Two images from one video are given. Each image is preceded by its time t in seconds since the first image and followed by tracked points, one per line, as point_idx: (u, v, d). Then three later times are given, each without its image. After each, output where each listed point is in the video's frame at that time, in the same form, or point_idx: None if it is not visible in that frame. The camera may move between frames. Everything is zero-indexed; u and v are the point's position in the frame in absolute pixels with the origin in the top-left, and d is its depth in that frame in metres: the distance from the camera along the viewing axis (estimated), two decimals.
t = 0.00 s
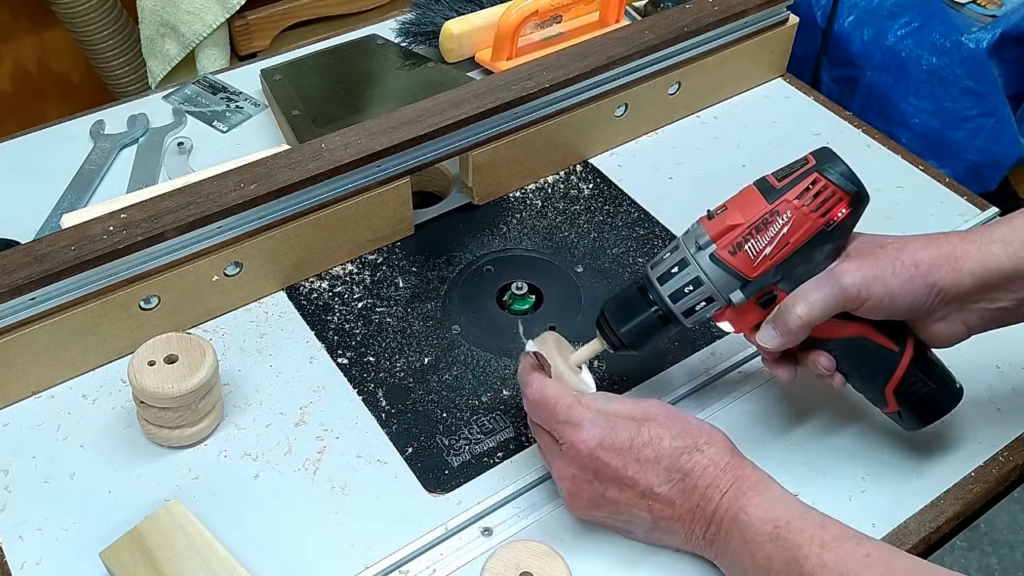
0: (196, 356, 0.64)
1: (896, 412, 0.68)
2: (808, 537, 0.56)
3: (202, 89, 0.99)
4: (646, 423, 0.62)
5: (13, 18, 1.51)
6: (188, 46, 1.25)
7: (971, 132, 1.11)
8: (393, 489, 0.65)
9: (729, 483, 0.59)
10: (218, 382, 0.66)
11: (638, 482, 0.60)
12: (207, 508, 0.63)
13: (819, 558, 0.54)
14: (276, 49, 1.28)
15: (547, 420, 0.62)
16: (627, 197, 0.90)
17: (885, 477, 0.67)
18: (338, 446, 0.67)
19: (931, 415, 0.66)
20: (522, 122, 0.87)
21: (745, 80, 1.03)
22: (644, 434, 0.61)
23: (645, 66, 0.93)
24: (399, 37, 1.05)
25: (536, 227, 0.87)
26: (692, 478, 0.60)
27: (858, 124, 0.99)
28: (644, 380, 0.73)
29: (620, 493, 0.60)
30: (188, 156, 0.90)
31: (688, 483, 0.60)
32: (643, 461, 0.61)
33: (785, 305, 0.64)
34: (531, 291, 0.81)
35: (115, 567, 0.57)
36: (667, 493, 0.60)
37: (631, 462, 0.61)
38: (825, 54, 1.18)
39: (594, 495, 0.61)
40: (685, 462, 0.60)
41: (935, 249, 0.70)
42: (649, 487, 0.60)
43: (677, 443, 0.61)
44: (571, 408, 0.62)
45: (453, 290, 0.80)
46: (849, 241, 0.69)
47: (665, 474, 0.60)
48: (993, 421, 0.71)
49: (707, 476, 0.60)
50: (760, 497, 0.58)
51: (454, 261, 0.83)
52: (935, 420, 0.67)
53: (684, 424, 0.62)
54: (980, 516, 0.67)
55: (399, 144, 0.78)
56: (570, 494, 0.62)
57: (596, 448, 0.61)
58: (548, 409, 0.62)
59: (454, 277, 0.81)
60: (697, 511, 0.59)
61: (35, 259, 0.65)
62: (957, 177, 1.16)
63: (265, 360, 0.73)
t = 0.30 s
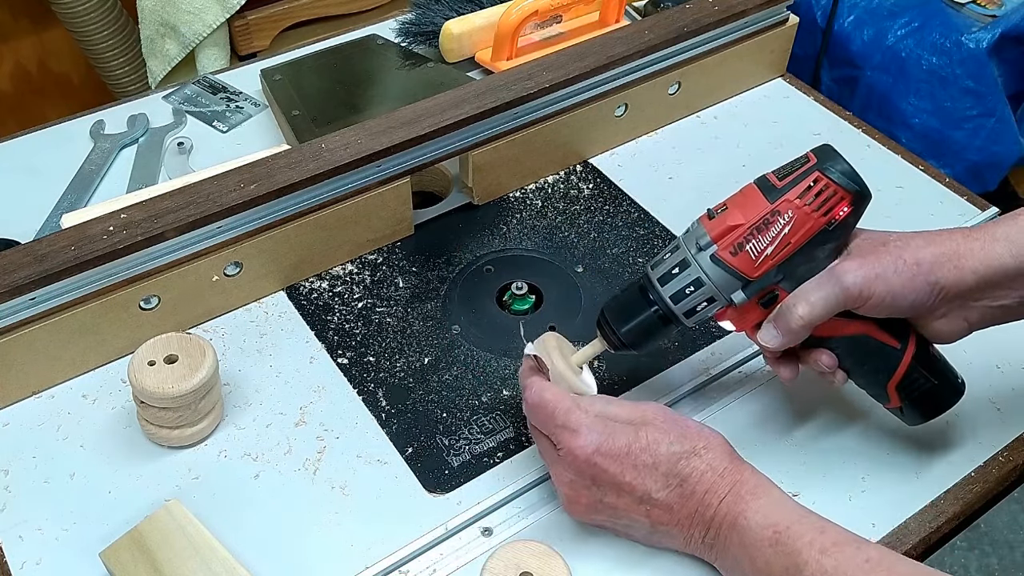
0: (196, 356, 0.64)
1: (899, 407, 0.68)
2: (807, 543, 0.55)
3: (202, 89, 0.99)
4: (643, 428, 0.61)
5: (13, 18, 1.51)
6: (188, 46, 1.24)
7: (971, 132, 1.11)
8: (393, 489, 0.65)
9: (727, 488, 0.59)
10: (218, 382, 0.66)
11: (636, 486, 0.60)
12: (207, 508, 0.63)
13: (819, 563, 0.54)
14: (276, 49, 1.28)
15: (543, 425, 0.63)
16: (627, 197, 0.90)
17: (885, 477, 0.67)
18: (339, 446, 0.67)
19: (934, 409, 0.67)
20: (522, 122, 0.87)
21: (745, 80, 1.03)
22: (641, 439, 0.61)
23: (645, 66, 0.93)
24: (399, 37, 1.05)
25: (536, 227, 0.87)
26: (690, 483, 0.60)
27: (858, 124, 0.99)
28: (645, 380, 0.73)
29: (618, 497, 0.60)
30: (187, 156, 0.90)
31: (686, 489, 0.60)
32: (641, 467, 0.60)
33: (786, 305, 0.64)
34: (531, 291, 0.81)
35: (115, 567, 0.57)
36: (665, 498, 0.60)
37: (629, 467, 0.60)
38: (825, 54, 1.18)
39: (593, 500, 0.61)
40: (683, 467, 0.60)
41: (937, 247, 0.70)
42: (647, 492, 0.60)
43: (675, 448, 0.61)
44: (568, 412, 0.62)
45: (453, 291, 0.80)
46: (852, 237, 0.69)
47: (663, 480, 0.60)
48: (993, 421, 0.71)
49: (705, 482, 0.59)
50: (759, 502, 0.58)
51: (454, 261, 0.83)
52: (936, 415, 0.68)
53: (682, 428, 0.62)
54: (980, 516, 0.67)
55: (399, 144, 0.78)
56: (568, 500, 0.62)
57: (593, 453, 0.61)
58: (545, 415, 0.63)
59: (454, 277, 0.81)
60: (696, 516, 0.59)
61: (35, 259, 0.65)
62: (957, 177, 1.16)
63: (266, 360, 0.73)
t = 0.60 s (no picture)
0: (196, 356, 0.64)
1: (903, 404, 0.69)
2: (804, 550, 0.55)
3: (202, 89, 0.99)
4: (639, 435, 0.61)
5: (12, 18, 1.51)
6: (188, 46, 1.24)
7: (971, 132, 1.11)
8: (393, 489, 0.65)
9: (723, 496, 0.59)
10: (218, 383, 0.66)
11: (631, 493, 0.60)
12: (207, 508, 0.63)
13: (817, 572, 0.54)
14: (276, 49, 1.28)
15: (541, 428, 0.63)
16: (626, 197, 0.90)
17: (884, 477, 0.67)
18: (339, 445, 0.67)
19: (940, 405, 0.68)
20: (522, 122, 0.87)
21: (745, 79, 1.03)
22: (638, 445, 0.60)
23: (645, 66, 0.93)
24: (399, 37, 1.05)
25: (536, 227, 0.87)
26: (686, 491, 0.59)
27: (858, 124, 0.99)
28: (645, 380, 0.73)
29: (613, 502, 0.60)
30: (187, 156, 0.90)
31: (681, 496, 0.59)
32: (635, 473, 0.60)
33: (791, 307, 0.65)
34: (531, 291, 0.81)
35: (115, 567, 0.57)
36: (661, 505, 0.59)
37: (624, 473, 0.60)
38: (825, 54, 1.18)
39: (588, 504, 0.61)
40: (678, 474, 0.60)
41: (944, 250, 0.70)
42: (642, 498, 0.60)
43: (671, 455, 0.60)
44: (563, 415, 0.62)
45: (453, 290, 0.80)
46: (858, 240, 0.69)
47: (658, 486, 0.60)
48: (993, 421, 0.71)
49: (700, 489, 0.59)
50: (755, 509, 0.58)
51: (454, 261, 0.83)
52: (941, 411, 0.69)
53: (679, 434, 0.61)
54: (980, 516, 0.67)
55: (399, 144, 0.78)
56: (565, 503, 0.62)
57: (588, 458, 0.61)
58: (542, 418, 0.63)
59: (454, 277, 0.81)
60: (691, 524, 0.59)
61: (35, 259, 0.65)
62: (957, 177, 1.16)
63: (265, 360, 0.73)
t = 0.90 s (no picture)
0: (196, 356, 0.64)
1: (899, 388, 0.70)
2: (805, 561, 0.55)
3: (202, 89, 0.99)
4: (635, 442, 0.61)
5: (12, 18, 1.51)
6: (188, 46, 1.25)
7: (971, 132, 1.11)
8: (393, 489, 0.65)
9: (719, 507, 0.59)
10: (218, 382, 0.66)
11: (627, 499, 0.59)
12: (207, 508, 0.63)
13: None
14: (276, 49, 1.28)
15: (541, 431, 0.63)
16: (627, 198, 0.90)
17: (884, 478, 0.67)
18: (339, 446, 0.67)
19: (937, 390, 0.69)
20: (522, 122, 0.87)
21: (745, 80, 1.03)
22: (631, 455, 0.60)
23: (645, 67, 0.93)
24: (399, 37, 1.05)
25: (536, 227, 0.87)
26: (681, 500, 0.59)
27: (858, 124, 0.99)
28: (644, 381, 0.73)
29: (607, 509, 0.60)
30: (187, 156, 0.90)
31: (676, 505, 0.59)
32: (629, 482, 0.60)
33: (790, 297, 0.65)
34: (531, 291, 0.81)
35: (114, 567, 0.57)
36: (655, 514, 0.59)
37: (617, 484, 0.60)
38: (825, 54, 1.18)
39: (584, 509, 0.61)
40: (674, 484, 0.59)
41: (945, 239, 0.69)
42: (638, 507, 0.59)
43: (667, 465, 0.60)
44: (564, 419, 0.62)
45: (453, 290, 0.80)
46: (859, 229, 0.68)
47: (653, 495, 0.59)
48: (993, 420, 0.71)
49: (695, 499, 0.59)
50: (752, 521, 0.58)
51: (454, 261, 0.83)
52: (938, 395, 0.70)
53: (675, 442, 0.61)
54: (980, 516, 0.67)
55: (399, 144, 0.78)
56: (561, 508, 0.62)
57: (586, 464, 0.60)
58: (542, 420, 0.63)
59: (454, 277, 0.81)
60: (687, 533, 0.59)
61: (35, 259, 0.65)
62: (957, 177, 1.16)
63: (266, 360, 0.73)
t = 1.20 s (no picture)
0: (196, 356, 0.64)
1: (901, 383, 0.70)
2: (808, 562, 0.55)
3: (202, 89, 0.99)
4: (640, 441, 0.61)
5: (13, 18, 1.51)
6: (188, 46, 1.25)
7: (971, 132, 1.11)
8: (393, 489, 0.65)
9: (724, 508, 0.58)
10: (218, 382, 0.66)
11: (631, 499, 0.60)
12: (207, 508, 0.63)
13: None
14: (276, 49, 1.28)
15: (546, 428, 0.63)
16: (627, 198, 0.90)
17: (884, 478, 0.67)
18: (339, 446, 0.67)
19: (938, 384, 0.69)
20: (522, 122, 0.87)
21: (745, 80, 1.03)
22: (637, 454, 0.60)
23: (645, 67, 0.93)
24: (399, 37, 1.05)
25: (535, 227, 0.87)
26: (684, 500, 0.59)
27: (858, 124, 0.99)
28: (644, 380, 0.73)
29: (611, 507, 0.60)
30: (187, 156, 0.90)
31: (680, 505, 0.59)
32: (634, 480, 0.60)
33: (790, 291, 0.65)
34: (531, 291, 0.81)
35: (115, 567, 0.57)
36: (659, 513, 0.59)
37: (621, 483, 0.60)
38: (825, 54, 1.18)
39: (588, 506, 0.61)
40: (678, 483, 0.59)
41: (945, 233, 0.69)
42: (641, 505, 0.60)
43: (672, 464, 0.60)
44: (569, 416, 0.62)
45: (453, 290, 0.80)
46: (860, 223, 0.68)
47: (657, 494, 0.60)
48: (993, 420, 0.71)
49: (699, 500, 0.59)
50: (757, 522, 0.58)
51: (454, 261, 0.83)
52: (940, 389, 0.70)
53: (681, 442, 0.61)
54: (980, 516, 0.67)
55: (399, 144, 0.78)
56: (565, 505, 0.62)
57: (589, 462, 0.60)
58: (547, 416, 0.63)
59: (454, 277, 0.81)
60: (689, 534, 0.59)
61: (35, 259, 0.65)
62: (957, 177, 1.16)
63: (266, 360, 0.73)
